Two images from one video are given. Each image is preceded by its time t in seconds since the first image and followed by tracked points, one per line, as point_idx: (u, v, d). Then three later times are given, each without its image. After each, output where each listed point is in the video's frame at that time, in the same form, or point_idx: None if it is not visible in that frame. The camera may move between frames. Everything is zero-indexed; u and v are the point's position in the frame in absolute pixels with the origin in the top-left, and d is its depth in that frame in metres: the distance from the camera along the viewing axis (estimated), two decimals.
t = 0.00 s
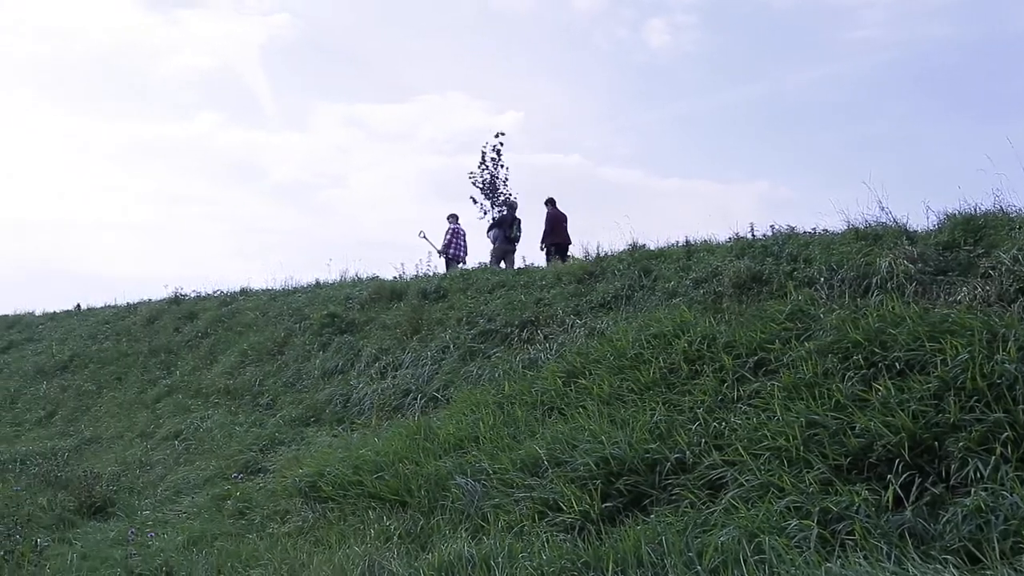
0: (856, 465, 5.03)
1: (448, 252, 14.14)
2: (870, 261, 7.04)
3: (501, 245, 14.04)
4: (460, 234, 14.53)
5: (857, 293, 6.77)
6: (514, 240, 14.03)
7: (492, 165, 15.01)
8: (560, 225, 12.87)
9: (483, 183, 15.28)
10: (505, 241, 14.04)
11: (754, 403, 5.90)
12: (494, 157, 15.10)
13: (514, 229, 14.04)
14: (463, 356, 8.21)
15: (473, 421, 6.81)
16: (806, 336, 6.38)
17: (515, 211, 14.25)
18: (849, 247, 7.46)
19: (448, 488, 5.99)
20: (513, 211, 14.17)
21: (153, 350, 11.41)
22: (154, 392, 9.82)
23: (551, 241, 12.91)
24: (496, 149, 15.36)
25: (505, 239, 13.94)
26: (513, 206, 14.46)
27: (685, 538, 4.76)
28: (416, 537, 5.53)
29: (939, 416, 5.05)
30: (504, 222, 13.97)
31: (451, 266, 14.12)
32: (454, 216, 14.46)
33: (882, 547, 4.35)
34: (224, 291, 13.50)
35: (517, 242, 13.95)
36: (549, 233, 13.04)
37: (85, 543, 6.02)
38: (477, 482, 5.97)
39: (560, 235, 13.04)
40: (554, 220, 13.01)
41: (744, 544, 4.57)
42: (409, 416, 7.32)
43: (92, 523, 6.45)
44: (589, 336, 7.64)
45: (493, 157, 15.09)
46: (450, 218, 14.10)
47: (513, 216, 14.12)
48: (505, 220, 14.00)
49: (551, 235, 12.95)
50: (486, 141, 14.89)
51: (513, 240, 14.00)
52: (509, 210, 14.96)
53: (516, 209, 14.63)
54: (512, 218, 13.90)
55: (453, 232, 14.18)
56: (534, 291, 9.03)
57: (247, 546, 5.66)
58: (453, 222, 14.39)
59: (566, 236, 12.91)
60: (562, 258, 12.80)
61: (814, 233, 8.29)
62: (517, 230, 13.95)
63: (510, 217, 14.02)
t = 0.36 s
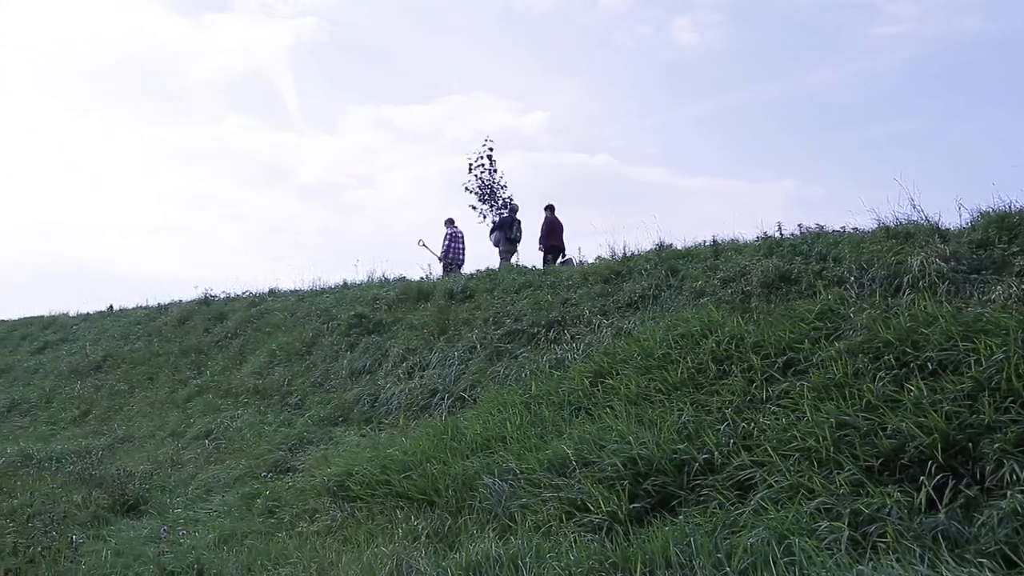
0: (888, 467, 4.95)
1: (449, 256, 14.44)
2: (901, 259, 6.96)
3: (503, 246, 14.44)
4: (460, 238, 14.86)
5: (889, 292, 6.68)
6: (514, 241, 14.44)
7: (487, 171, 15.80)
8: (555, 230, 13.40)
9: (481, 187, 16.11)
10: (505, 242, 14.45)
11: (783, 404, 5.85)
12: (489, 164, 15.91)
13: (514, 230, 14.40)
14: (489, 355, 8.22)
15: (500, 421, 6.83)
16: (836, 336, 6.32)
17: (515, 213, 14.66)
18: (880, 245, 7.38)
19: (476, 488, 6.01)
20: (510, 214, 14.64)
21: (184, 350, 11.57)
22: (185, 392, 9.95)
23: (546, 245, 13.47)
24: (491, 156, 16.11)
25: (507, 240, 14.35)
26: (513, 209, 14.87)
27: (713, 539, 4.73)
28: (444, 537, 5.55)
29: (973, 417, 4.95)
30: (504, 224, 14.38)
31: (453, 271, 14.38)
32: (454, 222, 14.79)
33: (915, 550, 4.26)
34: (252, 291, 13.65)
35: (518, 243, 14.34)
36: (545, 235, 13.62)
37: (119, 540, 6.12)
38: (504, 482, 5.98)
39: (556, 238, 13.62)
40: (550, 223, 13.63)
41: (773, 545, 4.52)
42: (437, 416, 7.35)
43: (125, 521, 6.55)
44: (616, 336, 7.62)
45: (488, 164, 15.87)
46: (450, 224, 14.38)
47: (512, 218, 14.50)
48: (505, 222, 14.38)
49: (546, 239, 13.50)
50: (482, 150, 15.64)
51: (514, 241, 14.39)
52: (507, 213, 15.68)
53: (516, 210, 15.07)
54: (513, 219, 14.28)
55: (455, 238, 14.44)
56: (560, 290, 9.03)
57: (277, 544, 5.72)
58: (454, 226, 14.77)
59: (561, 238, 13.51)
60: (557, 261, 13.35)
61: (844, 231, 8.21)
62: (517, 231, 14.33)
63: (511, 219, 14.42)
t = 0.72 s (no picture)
0: (917, 468, 4.88)
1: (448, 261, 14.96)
2: (930, 258, 6.88)
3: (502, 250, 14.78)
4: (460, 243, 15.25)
5: (917, 291, 6.60)
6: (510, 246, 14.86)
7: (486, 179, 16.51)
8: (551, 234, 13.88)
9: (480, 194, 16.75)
10: (504, 246, 14.81)
11: (810, 404, 5.80)
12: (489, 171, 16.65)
13: (513, 235, 14.77)
14: (514, 355, 8.24)
15: (525, 421, 6.84)
16: (864, 335, 6.26)
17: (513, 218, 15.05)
18: (908, 244, 7.30)
19: (501, 487, 6.02)
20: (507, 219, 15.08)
21: (211, 350, 11.70)
22: (212, 392, 10.06)
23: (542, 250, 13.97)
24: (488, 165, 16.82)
25: (505, 245, 14.71)
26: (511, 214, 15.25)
27: (740, 540, 4.69)
28: (469, 536, 5.57)
29: (1005, 418, 4.86)
30: (501, 229, 14.80)
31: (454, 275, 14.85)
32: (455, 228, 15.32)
33: (946, 553, 4.19)
34: (278, 292, 13.79)
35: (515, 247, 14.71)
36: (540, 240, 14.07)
37: (148, 538, 6.20)
38: (529, 482, 5.98)
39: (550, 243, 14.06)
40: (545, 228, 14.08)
41: (801, 547, 4.47)
42: (461, 416, 7.38)
43: (154, 519, 6.64)
44: (641, 336, 7.60)
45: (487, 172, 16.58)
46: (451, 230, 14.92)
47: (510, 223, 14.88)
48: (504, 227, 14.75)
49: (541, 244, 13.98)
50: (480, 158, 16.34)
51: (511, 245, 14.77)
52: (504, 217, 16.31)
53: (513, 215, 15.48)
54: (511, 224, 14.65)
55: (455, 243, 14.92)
56: (585, 290, 9.03)
57: (303, 543, 5.77)
58: (454, 231, 15.17)
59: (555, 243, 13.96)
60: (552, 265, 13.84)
61: (871, 230, 8.14)
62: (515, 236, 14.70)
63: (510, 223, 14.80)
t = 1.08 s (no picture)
0: (945, 469, 4.81)
1: (449, 264, 15.21)
2: (958, 257, 6.79)
3: (500, 253, 15.01)
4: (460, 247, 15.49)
5: (945, 290, 6.52)
6: (509, 248, 15.07)
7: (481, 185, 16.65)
8: (547, 235, 14.07)
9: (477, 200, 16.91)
10: (502, 249, 15.04)
11: (835, 404, 5.75)
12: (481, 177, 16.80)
13: (510, 237, 14.98)
14: (536, 355, 8.24)
15: (547, 421, 6.84)
16: (889, 335, 6.19)
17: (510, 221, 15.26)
18: (935, 243, 7.22)
19: (523, 488, 6.02)
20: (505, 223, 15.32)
21: (236, 350, 11.82)
22: (236, 392, 10.15)
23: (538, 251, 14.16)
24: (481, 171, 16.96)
25: (503, 248, 14.93)
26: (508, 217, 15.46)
27: (764, 542, 4.65)
28: (491, 536, 5.58)
29: None
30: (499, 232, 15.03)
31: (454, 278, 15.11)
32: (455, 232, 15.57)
33: (975, 555, 4.11)
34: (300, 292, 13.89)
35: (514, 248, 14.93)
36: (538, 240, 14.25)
37: (174, 536, 6.27)
38: (551, 483, 5.98)
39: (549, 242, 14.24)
40: (542, 228, 14.28)
41: (826, 549, 4.42)
42: (484, 416, 7.39)
43: (180, 517, 6.71)
44: (663, 336, 7.57)
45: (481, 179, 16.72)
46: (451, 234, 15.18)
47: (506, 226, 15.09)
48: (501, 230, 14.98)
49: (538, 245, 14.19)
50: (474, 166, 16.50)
51: (509, 248, 14.98)
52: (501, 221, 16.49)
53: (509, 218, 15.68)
54: (508, 227, 14.87)
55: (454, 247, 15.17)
56: (607, 290, 9.01)
57: (327, 542, 5.81)
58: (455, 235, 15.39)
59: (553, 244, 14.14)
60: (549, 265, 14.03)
61: (897, 228, 8.05)
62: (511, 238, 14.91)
63: (507, 227, 15.01)
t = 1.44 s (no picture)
0: (972, 471, 4.75)
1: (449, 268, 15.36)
2: (984, 256, 6.70)
3: (497, 258, 15.12)
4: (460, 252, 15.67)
5: (971, 289, 6.43)
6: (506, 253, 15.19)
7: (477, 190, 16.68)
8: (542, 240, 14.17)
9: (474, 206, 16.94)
10: (499, 254, 15.14)
11: (859, 405, 5.70)
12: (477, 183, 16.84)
13: (506, 242, 15.08)
14: (557, 356, 8.23)
15: (569, 421, 6.84)
16: (914, 335, 6.13)
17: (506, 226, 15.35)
18: (961, 241, 7.14)
19: (545, 488, 6.03)
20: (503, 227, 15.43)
21: (258, 350, 11.92)
22: (259, 392, 10.24)
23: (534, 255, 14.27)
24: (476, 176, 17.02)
25: (500, 252, 15.04)
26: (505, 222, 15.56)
27: (788, 543, 4.62)
28: (513, 536, 5.58)
29: None
30: (496, 238, 15.18)
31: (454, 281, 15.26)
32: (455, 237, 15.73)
33: (1004, 558, 4.05)
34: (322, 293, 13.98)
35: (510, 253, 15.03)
36: (534, 245, 14.36)
37: (199, 535, 6.33)
38: (573, 483, 5.97)
39: (544, 248, 14.33)
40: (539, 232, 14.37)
41: (851, 550, 4.37)
42: (505, 416, 7.41)
43: (205, 516, 6.77)
44: (685, 336, 7.55)
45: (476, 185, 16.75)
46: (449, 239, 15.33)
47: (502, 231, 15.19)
48: (497, 235, 15.09)
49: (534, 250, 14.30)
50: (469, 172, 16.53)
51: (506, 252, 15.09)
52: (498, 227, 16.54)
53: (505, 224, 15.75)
54: (503, 232, 14.98)
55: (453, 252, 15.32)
56: (628, 290, 9.00)
57: (349, 542, 5.84)
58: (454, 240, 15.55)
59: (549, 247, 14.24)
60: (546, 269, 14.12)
61: (922, 227, 7.97)
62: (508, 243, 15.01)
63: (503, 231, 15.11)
